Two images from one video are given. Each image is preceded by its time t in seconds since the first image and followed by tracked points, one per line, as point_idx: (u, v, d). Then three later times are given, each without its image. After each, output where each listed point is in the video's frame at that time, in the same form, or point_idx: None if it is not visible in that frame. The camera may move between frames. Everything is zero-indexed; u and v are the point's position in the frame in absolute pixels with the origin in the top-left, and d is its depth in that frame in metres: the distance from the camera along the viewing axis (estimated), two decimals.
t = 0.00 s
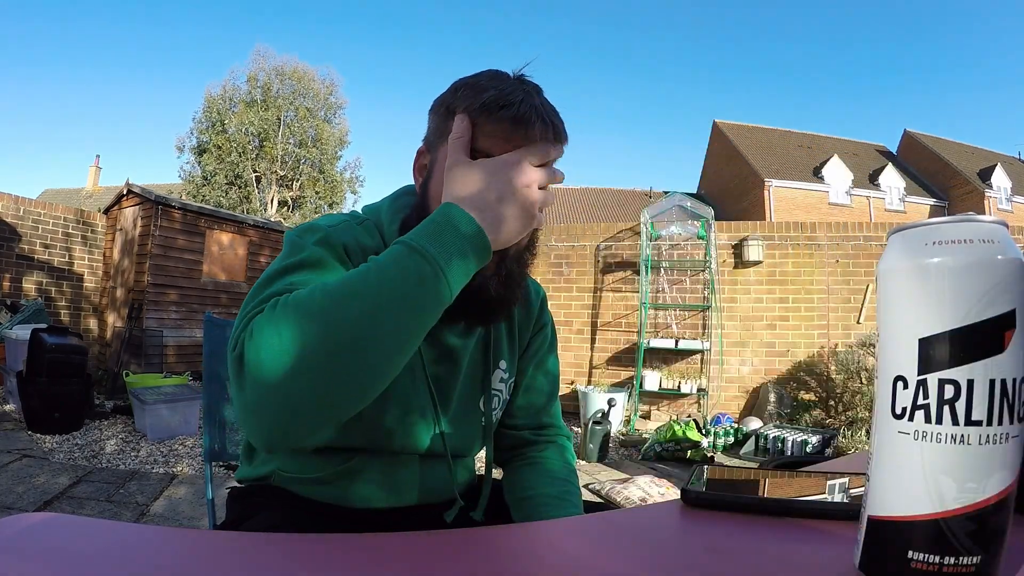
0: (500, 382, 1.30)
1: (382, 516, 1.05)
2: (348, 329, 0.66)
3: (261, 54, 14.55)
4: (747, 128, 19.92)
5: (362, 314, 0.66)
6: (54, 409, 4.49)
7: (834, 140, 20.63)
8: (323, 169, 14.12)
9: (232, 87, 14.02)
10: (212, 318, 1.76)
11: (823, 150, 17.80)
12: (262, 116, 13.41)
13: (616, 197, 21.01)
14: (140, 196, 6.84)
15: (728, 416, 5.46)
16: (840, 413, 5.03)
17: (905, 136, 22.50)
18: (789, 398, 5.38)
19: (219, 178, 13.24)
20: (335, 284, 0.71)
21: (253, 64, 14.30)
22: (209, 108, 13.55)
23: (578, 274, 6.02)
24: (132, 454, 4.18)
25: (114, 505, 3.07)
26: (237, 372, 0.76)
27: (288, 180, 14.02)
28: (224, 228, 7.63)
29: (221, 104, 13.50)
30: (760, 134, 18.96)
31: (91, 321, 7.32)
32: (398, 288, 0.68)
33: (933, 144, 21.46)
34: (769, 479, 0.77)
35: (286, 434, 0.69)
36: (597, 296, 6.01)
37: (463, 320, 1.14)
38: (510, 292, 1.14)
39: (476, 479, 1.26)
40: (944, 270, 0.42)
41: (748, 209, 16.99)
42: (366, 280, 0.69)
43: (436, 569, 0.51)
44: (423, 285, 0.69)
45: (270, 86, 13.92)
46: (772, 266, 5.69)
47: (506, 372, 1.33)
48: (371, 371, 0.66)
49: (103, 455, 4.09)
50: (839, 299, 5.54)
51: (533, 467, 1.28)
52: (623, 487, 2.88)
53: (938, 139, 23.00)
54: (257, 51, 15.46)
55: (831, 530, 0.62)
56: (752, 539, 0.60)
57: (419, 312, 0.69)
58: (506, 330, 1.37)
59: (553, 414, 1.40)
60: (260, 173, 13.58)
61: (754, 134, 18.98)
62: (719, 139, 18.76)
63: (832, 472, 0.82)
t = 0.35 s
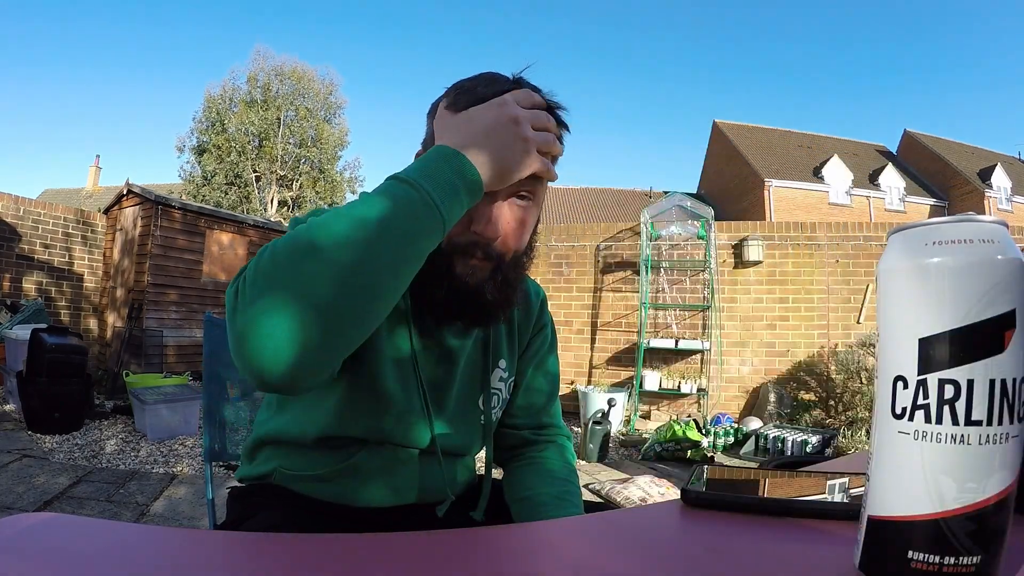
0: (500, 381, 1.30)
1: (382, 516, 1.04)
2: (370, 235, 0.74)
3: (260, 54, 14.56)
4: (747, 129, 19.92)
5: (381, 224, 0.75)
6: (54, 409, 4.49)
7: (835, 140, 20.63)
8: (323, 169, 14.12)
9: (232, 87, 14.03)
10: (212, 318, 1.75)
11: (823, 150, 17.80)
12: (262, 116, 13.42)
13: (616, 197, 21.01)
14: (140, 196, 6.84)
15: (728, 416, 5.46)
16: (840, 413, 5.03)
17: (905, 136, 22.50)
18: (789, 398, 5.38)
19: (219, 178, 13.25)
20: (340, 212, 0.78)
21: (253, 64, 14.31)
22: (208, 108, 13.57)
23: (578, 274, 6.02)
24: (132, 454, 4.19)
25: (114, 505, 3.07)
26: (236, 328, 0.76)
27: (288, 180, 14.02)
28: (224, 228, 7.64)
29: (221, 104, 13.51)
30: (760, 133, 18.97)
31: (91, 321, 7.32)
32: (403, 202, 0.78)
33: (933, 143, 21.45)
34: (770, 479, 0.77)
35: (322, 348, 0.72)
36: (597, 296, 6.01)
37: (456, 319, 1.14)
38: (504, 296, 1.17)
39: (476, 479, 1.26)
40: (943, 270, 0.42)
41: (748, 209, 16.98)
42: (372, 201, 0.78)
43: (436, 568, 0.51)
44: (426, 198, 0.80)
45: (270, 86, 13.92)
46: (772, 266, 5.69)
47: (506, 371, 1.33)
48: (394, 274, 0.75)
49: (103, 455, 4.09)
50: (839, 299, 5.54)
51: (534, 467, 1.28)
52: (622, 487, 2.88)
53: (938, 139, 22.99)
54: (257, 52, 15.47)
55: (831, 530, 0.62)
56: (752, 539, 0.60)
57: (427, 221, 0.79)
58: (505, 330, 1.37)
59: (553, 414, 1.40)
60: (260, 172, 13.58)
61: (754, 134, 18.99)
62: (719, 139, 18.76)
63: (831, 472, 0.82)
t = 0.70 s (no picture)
0: (500, 382, 1.30)
1: (382, 516, 1.04)
2: (379, 220, 0.77)
3: (260, 55, 14.58)
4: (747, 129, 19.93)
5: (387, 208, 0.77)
6: (54, 409, 4.49)
7: (834, 140, 20.64)
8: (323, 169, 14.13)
9: (231, 87, 14.04)
10: (212, 318, 1.75)
11: (823, 150, 17.81)
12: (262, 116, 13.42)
13: (615, 197, 21.02)
14: (140, 196, 6.84)
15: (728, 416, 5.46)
16: (840, 413, 5.04)
17: (905, 136, 22.51)
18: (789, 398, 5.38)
19: (219, 178, 13.25)
20: (347, 169, 0.77)
21: (253, 64, 14.32)
22: (208, 108, 13.58)
23: (578, 274, 6.02)
24: (132, 454, 4.19)
25: (114, 505, 3.07)
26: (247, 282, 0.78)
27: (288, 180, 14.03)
28: (224, 228, 7.64)
29: (221, 104, 13.52)
30: (760, 133, 18.97)
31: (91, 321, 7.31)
32: (412, 144, 0.80)
33: (933, 143, 21.46)
34: (770, 479, 0.77)
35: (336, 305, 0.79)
36: (597, 296, 6.01)
37: (455, 320, 1.14)
38: (503, 305, 1.19)
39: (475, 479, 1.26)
40: (943, 270, 0.42)
41: (748, 209, 16.98)
42: (381, 170, 0.77)
43: (436, 569, 0.51)
44: (436, 155, 0.81)
45: (269, 86, 13.93)
46: (772, 265, 5.69)
47: (506, 371, 1.33)
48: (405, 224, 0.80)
49: (103, 455, 4.09)
50: (838, 299, 5.54)
51: (533, 467, 1.28)
52: (622, 487, 2.88)
53: (938, 139, 23.00)
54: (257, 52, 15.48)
55: (831, 530, 0.62)
56: (753, 539, 0.60)
57: (423, 204, 0.81)
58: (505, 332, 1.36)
59: (553, 414, 1.40)
60: (260, 172, 13.58)
61: (754, 134, 19.00)
62: (719, 139, 18.77)
63: (832, 472, 0.82)
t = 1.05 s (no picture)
0: (500, 383, 1.30)
1: (383, 516, 1.05)
2: (377, 230, 0.81)
3: (260, 55, 14.59)
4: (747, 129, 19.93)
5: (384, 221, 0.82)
6: (54, 409, 4.48)
7: (834, 140, 20.62)
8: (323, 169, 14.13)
9: (232, 87, 14.05)
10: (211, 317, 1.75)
11: (823, 150, 17.81)
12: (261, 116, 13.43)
13: (615, 197, 21.02)
14: (140, 196, 6.84)
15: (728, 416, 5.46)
16: (840, 414, 5.04)
17: (906, 136, 22.50)
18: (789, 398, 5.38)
19: (219, 178, 13.25)
20: (346, 182, 0.80)
21: (253, 64, 14.33)
22: (208, 108, 13.59)
23: (578, 274, 6.02)
24: (132, 454, 4.18)
25: (114, 505, 3.07)
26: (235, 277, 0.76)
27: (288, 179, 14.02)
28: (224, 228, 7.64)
29: (221, 104, 13.53)
30: (760, 133, 18.97)
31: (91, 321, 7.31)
32: (405, 173, 0.84)
33: (933, 143, 21.45)
34: (770, 479, 0.77)
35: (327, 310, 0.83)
36: (596, 296, 6.01)
37: (460, 324, 1.15)
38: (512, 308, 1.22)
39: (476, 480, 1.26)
40: (943, 270, 0.42)
41: (748, 210, 16.97)
42: (380, 183, 0.82)
43: (437, 569, 0.51)
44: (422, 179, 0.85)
45: (269, 86, 13.93)
46: (771, 265, 5.69)
47: (506, 372, 1.32)
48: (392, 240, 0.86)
49: (103, 455, 4.09)
50: (838, 298, 5.54)
51: (533, 467, 1.28)
52: (623, 487, 2.88)
53: (938, 139, 22.99)
54: (257, 52, 15.49)
55: (829, 530, 0.63)
56: (754, 540, 0.60)
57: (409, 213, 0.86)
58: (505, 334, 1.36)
59: (553, 415, 1.40)
60: (260, 172, 13.58)
61: (754, 134, 19.00)
62: (719, 139, 18.77)
63: (831, 472, 0.82)
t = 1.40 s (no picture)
0: (500, 382, 1.29)
1: (384, 515, 1.05)
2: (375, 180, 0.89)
3: (261, 55, 14.60)
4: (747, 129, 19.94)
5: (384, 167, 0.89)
6: (54, 409, 4.48)
7: (834, 140, 20.62)
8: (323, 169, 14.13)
9: (232, 87, 14.06)
10: (211, 317, 1.75)
11: (823, 150, 17.80)
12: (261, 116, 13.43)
13: (615, 196, 21.02)
14: (140, 196, 6.85)
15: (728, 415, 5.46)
16: (840, 413, 5.03)
17: (906, 137, 22.51)
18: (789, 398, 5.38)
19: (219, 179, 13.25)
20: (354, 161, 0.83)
21: (253, 64, 14.33)
22: (208, 108, 13.60)
23: (578, 274, 6.02)
24: (132, 454, 4.19)
25: (114, 505, 3.07)
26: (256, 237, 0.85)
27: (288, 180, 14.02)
28: (224, 228, 7.64)
29: (221, 104, 13.54)
30: (760, 133, 18.99)
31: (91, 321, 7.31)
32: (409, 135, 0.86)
33: (933, 143, 21.44)
34: (770, 479, 0.77)
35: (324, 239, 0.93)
36: (596, 296, 6.01)
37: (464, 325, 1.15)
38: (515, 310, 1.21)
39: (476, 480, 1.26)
40: (943, 271, 0.42)
41: (748, 210, 16.98)
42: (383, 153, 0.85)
43: (436, 568, 0.51)
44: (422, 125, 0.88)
45: (269, 86, 13.94)
46: (771, 265, 5.69)
47: (507, 372, 1.32)
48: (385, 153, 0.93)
49: (103, 455, 4.09)
50: (838, 298, 5.54)
51: (533, 467, 1.28)
52: (623, 487, 2.88)
53: (938, 139, 23.00)
54: (257, 53, 15.50)
55: (828, 530, 0.63)
56: (753, 540, 0.60)
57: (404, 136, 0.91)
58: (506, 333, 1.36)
59: (554, 414, 1.40)
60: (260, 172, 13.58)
61: (754, 134, 19.00)
62: (718, 139, 18.78)
63: (830, 472, 0.82)
